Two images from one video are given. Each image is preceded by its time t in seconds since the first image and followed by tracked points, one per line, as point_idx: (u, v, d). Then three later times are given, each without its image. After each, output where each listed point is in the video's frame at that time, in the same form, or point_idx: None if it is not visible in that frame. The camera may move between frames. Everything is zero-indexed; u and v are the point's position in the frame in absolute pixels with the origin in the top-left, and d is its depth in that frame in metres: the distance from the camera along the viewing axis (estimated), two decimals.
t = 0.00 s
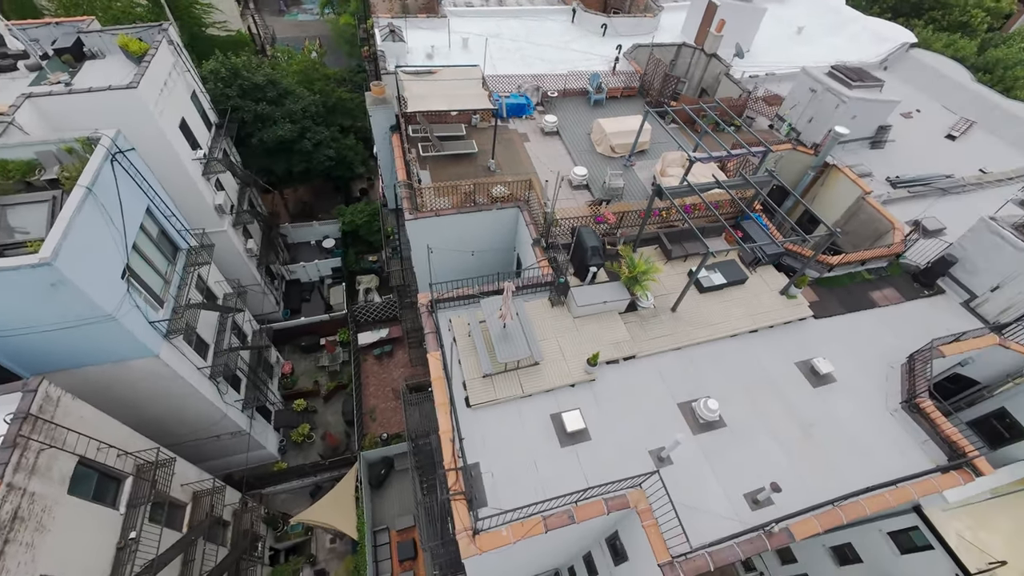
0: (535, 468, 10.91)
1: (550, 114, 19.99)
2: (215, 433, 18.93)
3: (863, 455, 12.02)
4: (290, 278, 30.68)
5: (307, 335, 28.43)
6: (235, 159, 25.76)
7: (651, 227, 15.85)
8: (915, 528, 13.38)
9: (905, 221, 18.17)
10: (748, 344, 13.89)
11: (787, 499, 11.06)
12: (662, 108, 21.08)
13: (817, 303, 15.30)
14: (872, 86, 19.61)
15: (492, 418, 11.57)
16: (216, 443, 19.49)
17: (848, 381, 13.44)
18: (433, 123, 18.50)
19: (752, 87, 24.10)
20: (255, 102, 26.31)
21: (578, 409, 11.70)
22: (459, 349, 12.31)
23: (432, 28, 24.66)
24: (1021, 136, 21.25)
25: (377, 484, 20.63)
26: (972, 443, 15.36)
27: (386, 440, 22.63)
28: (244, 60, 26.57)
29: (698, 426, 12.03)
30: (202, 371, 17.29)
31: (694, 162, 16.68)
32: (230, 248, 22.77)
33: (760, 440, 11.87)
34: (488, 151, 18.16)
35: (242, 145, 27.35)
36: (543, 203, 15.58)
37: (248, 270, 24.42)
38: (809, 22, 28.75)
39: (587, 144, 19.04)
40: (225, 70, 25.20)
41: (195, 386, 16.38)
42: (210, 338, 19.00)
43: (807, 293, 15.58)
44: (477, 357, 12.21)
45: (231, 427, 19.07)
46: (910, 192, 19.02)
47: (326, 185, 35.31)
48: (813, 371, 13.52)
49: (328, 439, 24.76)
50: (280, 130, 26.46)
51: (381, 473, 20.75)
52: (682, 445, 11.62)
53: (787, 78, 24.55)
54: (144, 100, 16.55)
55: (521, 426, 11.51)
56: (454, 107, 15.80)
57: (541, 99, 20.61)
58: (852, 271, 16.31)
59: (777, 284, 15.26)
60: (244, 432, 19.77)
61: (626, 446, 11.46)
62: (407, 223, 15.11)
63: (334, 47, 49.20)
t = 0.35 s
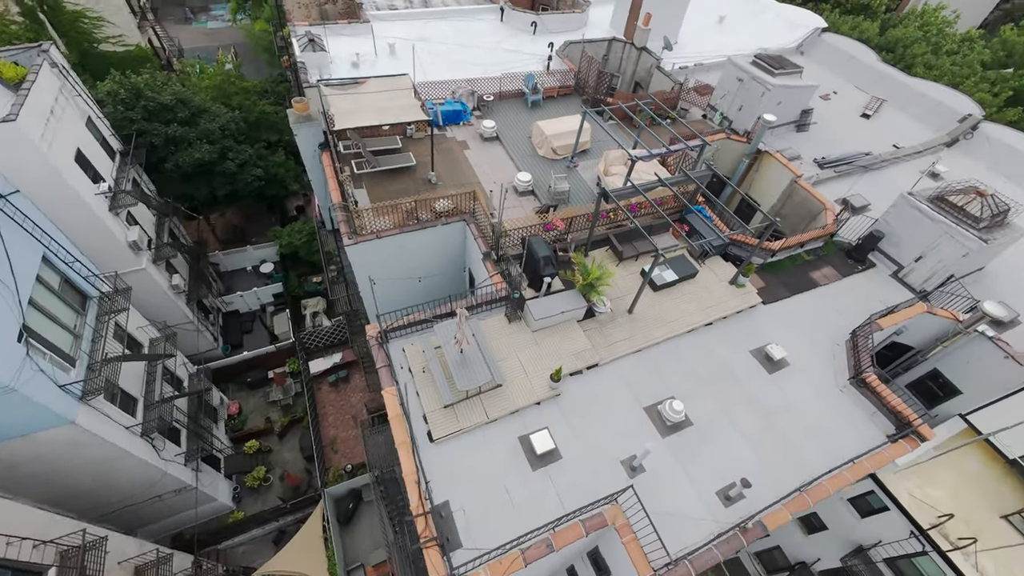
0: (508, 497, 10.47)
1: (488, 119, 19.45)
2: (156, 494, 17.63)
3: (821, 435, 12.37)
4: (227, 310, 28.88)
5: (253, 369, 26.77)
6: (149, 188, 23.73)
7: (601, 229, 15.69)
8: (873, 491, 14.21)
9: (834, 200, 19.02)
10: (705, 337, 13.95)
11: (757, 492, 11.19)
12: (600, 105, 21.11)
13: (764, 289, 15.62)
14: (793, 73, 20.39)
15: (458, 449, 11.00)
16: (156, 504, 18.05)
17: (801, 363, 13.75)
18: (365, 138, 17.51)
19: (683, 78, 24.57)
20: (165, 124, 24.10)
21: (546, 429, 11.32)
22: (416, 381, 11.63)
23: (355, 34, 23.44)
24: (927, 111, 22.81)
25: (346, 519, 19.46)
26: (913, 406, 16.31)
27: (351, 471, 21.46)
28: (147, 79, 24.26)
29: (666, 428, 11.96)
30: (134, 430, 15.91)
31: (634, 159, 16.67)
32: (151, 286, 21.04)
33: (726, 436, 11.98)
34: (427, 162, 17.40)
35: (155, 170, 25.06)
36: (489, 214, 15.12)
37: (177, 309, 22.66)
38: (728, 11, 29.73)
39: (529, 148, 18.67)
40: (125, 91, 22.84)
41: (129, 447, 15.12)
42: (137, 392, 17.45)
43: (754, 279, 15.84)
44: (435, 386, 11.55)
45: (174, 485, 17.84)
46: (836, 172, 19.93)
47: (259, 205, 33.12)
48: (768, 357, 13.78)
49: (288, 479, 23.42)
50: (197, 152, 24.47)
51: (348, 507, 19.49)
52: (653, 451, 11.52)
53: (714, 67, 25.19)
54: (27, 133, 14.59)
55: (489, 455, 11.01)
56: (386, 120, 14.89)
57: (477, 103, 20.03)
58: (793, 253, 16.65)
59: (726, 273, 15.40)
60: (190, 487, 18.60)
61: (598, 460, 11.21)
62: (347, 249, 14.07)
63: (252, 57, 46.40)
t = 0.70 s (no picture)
0: (480, 547, 9.81)
1: (440, 133, 18.65)
2: (96, 557, 16.41)
3: (794, 447, 12.25)
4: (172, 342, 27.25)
5: (205, 405, 25.23)
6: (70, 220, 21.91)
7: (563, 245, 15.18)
8: (843, 491, 14.42)
9: (789, 201, 19.19)
10: (673, 353, 13.66)
11: (735, 515, 10.95)
12: (555, 114, 20.69)
13: (729, 297, 15.49)
14: (743, 76, 20.47)
15: (425, 500, 10.26)
16: (96, 566, 16.79)
17: (769, 372, 13.63)
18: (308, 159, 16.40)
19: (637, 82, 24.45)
20: (85, 147, 22.09)
21: (516, 468, 10.73)
22: (376, 428, 10.85)
23: (294, 45, 22.16)
24: (870, 109, 23.52)
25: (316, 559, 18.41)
26: (874, 402, 16.68)
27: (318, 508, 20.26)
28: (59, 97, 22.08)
29: (640, 455, 11.57)
30: (62, 494, 14.70)
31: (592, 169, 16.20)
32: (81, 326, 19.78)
33: (701, 457, 11.71)
34: (377, 183, 16.45)
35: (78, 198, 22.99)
36: (447, 236, 14.17)
37: (113, 349, 21.48)
38: (676, 13, 30.00)
39: (485, 161, 18.01)
40: (36, 113, 20.69)
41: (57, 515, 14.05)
42: (68, 448, 16.00)
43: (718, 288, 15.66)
44: (396, 432, 10.78)
45: (117, 544, 16.69)
46: (790, 173, 20.13)
47: (202, 228, 31.59)
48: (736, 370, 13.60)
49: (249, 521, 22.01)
50: (125, 176, 22.71)
51: (317, 547, 18.43)
52: (628, 481, 11.10)
53: (667, 70, 25.19)
54: None
55: (457, 501, 10.32)
56: (329, 143, 13.81)
57: (428, 116, 19.19)
58: (754, 259, 16.66)
59: (690, 285, 15.21)
60: (134, 545, 17.46)
61: (572, 495, 10.70)
62: (293, 283, 13.04)
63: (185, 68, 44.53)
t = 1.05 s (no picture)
0: None
1: (406, 152, 17.91)
2: None
3: (775, 477, 11.95)
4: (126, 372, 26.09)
5: (165, 438, 24.00)
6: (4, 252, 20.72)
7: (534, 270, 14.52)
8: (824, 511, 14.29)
9: (762, 215, 19.04)
10: (650, 382, 13.25)
11: (718, 557, 10.55)
12: (525, 129, 20.16)
13: (705, 318, 15.17)
14: (713, 89, 20.27)
15: (391, 561, 9.53)
16: None
17: (748, 398, 13.33)
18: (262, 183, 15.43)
19: (608, 93, 24.12)
20: (20, 170, 20.74)
21: (490, 520, 10.12)
22: (337, 483, 10.10)
23: (249, 59, 21.22)
24: (836, 118, 23.70)
25: None
26: (851, 417, 16.64)
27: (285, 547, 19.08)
28: None
29: (620, 495, 11.08)
30: None
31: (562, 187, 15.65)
32: (22, 362, 19.04)
33: (681, 494, 11.31)
34: (338, 207, 15.61)
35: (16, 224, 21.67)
36: (413, 265, 13.45)
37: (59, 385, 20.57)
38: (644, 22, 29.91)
39: (453, 181, 17.35)
40: None
41: None
42: (4, 504, 14.89)
43: (694, 309, 15.33)
44: (359, 487, 10.03)
45: None
46: (761, 185, 19.99)
47: (159, 248, 30.15)
48: (715, 396, 13.25)
49: (214, 563, 20.83)
50: (66, 199, 21.63)
51: None
52: (607, 525, 10.61)
53: (637, 80, 24.97)
54: None
55: (426, 560, 9.63)
56: (282, 171, 12.91)
57: (393, 133, 18.44)
58: (729, 276, 16.40)
59: (667, 307, 14.85)
60: None
61: (549, 545, 10.14)
62: (246, 324, 12.12)
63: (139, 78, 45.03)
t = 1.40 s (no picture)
0: None
1: (374, 176, 17.42)
2: None
3: (752, 509, 11.83)
4: (81, 405, 25.08)
5: (125, 475, 22.87)
6: None
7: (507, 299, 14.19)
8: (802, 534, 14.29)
9: (734, 233, 19.13)
10: (625, 413, 13.03)
11: None
12: (497, 150, 19.88)
13: (679, 344, 15.09)
14: (683, 109, 20.37)
15: None
16: None
17: (723, 426, 13.24)
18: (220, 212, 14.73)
19: (580, 110, 24.12)
20: None
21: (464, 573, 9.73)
22: (298, 541, 9.56)
23: (207, 78, 20.51)
24: (803, 134, 24.15)
25: None
26: (824, 433, 16.61)
27: None
28: None
29: (596, 537, 10.79)
30: None
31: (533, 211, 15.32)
32: None
33: (657, 533, 11.08)
34: (302, 237, 15.03)
35: None
36: (380, 300, 12.98)
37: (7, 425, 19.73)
38: (615, 38, 30.15)
39: (422, 206, 16.91)
40: None
41: None
42: None
43: (668, 335, 15.23)
44: (321, 545, 9.50)
45: None
46: (733, 204, 20.09)
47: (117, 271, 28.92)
48: (690, 426, 13.09)
49: None
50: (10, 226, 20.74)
51: None
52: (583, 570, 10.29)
53: (609, 98, 25.02)
54: None
55: None
56: (239, 205, 12.25)
57: (360, 157, 17.96)
58: (703, 299, 16.37)
59: (641, 334, 14.71)
60: None
61: None
62: (202, 370, 11.43)
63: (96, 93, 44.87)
